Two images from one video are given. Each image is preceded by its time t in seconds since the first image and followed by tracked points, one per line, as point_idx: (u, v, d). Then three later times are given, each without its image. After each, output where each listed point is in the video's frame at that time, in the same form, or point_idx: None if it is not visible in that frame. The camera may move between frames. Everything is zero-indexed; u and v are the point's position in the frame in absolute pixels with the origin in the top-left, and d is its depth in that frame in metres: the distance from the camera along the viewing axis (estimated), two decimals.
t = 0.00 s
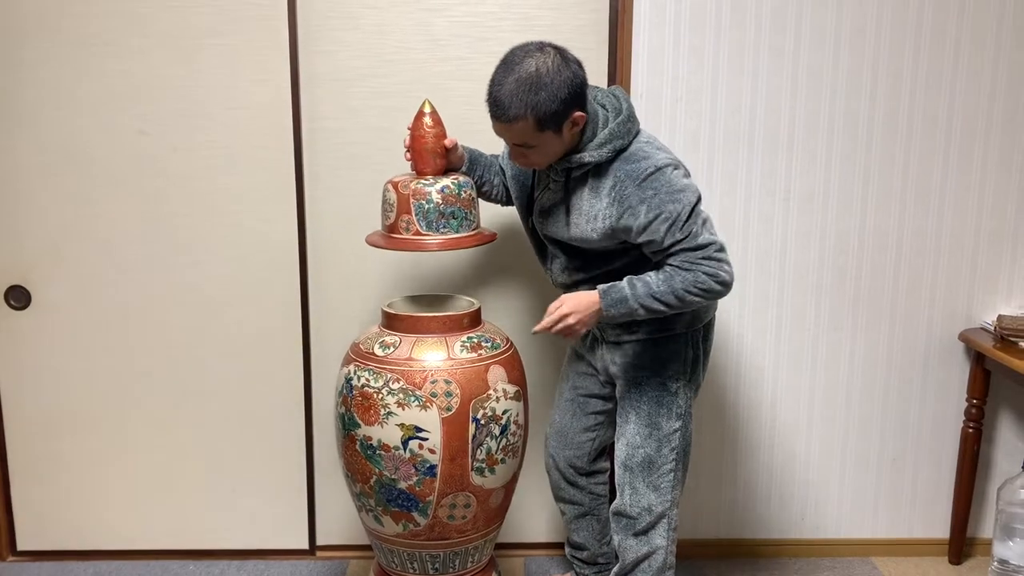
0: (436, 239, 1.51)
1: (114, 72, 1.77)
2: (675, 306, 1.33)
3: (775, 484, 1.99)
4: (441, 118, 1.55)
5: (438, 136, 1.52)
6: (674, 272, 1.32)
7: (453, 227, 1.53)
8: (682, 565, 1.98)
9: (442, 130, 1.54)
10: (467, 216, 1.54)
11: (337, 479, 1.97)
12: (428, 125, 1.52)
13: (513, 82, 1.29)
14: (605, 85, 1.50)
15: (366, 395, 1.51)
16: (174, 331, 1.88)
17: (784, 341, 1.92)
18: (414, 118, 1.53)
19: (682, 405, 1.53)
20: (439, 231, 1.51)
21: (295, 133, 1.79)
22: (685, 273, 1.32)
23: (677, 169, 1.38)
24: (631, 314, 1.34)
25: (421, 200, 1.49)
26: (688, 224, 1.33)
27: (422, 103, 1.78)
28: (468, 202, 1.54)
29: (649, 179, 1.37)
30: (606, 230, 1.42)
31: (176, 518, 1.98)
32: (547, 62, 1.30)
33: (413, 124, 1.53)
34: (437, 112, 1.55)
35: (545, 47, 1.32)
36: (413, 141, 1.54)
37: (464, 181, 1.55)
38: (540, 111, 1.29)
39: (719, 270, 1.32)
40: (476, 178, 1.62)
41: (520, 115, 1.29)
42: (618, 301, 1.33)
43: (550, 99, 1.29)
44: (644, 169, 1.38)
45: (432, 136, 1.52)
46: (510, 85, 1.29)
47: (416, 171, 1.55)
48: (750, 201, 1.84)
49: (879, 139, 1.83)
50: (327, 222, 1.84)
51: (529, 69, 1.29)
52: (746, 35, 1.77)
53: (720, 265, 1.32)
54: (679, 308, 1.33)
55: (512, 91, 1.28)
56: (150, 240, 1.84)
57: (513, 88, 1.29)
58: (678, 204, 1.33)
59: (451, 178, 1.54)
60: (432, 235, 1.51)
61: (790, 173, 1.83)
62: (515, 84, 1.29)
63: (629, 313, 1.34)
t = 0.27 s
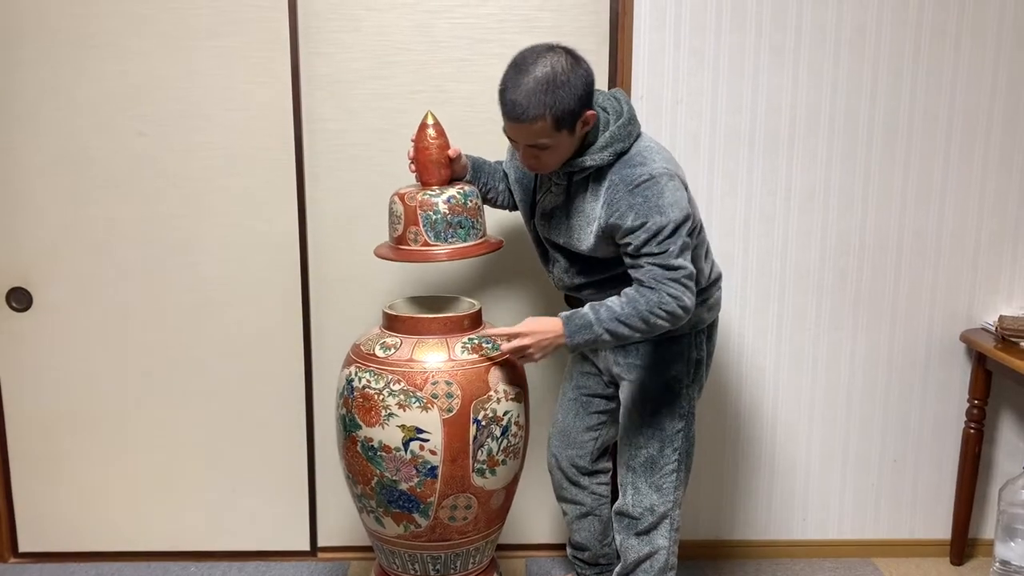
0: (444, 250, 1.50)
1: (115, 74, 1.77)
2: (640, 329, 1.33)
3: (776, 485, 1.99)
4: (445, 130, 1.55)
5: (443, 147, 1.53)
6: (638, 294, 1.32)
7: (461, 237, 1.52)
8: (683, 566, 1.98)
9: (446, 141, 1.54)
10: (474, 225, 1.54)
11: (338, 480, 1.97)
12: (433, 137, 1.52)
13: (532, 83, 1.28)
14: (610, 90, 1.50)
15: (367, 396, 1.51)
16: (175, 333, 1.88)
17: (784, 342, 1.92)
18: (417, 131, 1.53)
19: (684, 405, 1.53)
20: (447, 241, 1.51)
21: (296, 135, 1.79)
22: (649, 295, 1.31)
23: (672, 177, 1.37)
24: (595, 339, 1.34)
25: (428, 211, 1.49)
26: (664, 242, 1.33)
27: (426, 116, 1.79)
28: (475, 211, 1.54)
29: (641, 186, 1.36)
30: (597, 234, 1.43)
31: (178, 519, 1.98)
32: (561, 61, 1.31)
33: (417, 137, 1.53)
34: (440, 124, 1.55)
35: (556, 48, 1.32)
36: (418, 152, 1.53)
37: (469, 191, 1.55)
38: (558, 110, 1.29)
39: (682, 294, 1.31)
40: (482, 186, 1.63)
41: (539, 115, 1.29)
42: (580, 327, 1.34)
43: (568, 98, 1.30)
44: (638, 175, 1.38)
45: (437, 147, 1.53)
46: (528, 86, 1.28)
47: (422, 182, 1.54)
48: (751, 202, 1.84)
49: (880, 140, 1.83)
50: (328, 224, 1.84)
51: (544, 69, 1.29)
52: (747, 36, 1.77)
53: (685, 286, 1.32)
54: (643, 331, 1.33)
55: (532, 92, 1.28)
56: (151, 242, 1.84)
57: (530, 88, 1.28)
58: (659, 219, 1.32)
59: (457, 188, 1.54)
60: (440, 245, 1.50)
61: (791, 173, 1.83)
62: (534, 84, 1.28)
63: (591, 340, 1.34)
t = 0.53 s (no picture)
0: (449, 258, 1.51)
1: (117, 76, 1.77)
2: (630, 335, 1.33)
3: (778, 486, 1.98)
4: (448, 136, 1.55)
5: (447, 154, 1.53)
6: (633, 299, 1.33)
7: (465, 245, 1.53)
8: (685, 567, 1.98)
9: (450, 148, 1.54)
10: (478, 233, 1.54)
11: (340, 481, 1.97)
12: (437, 144, 1.52)
13: (547, 102, 1.26)
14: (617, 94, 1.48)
15: (368, 398, 1.51)
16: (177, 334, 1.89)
17: (786, 343, 1.91)
18: (421, 137, 1.53)
19: (688, 408, 1.53)
20: (451, 250, 1.51)
21: (297, 136, 1.79)
22: (644, 302, 1.32)
23: (678, 189, 1.36)
24: (586, 339, 1.34)
25: (433, 220, 1.49)
26: (664, 253, 1.33)
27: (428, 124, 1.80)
28: (479, 219, 1.54)
29: (648, 198, 1.36)
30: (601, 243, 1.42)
31: (179, 520, 1.98)
32: (575, 77, 1.28)
33: (420, 143, 1.53)
34: (443, 130, 1.54)
35: (568, 62, 1.30)
36: (421, 159, 1.53)
37: (473, 198, 1.55)
38: (575, 128, 1.28)
39: (676, 308, 1.32)
40: (486, 190, 1.62)
41: (556, 135, 1.27)
42: (571, 326, 1.34)
43: (584, 115, 1.28)
44: (645, 186, 1.37)
45: (441, 154, 1.52)
46: (543, 105, 1.26)
47: (426, 190, 1.54)
48: (753, 203, 1.84)
49: (881, 140, 1.83)
50: (329, 225, 1.85)
51: (560, 87, 1.27)
52: (748, 37, 1.77)
53: (679, 298, 1.33)
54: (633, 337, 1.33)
55: (547, 112, 1.26)
56: (153, 243, 1.85)
57: (546, 108, 1.26)
58: (661, 230, 1.32)
59: (461, 195, 1.54)
60: (445, 254, 1.51)
61: (792, 174, 1.83)
62: (549, 103, 1.26)
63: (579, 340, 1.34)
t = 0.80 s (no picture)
0: (451, 264, 1.50)
1: (118, 78, 1.78)
2: (640, 351, 1.34)
3: (779, 487, 1.98)
4: (450, 141, 1.55)
5: (449, 159, 1.52)
6: (642, 316, 1.33)
7: (468, 251, 1.52)
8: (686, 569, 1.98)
9: (452, 153, 1.54)
10: (481, 239, 1.54)
11: (341, 483, 1.97)
12: (439, 149, 1.52)
13: (565, 116, 1.23)
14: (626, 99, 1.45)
15: (370, 399, 1.51)
16: (178, 336, 1.89)
17: (788, 345, 1.91)
18: (423, 142, 1.53)
19: (688, 412, 1.53)
20: (453, 256, 1.51)
21: (298, 138, 1.79)
22: (652, 318, 1.32)
23: (687, 201, 1.34)
24: (596, 358, 1.35)
25: (435, 226, 1.49)
26: (674, 266, 1.32)
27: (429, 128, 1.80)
28: (481, 224, 1.54)
29: (657, 210, 1.34)
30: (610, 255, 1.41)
31: (181, 522, 1.98)
32: (591, 88, 1.25)
33: (422, 148, 1.53)
34: (445, 135, 1.54)
35: (585, 76, 1.27)
36: (423, 164, 1.53)
37: (476, 204, 1.54)
38: (591, 140, 1.25)
39: (685, 318, 1.33)
40: (490, 191, 1.62)
41: (572, 147, 1.24)
42: (581, 348, 1.35)
43: (600, 128, 1.25)
44: (653, 198, 1.35)
45: (443, 159, 1.52)
46: (561, 119, 1.23)
47: (428, 196, 1.54)
48: (754, 204, 1.84)
49: (883, 142, 1.83)
50: (330, 227, 1.85)
51: (575, 98, 1.24)
52: (749, 39, 1.77)
53: (687, 310, 1.33)
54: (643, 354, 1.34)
55: (565, 126, 1.23)
56: (154, 245, 1.85)
57: (563, 119, 1.23)
58: (670, 242, 1.31)
59: (463, 201, 1.53)
60: (447, 260, 1.50)
61: (793, 176, 1.83)
62: (567, 117, 1.23)
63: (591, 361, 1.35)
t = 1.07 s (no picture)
0: (452, 270, 1.51)
1: (119, 78, 1.78)
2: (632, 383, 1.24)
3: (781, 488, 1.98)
4: (452, 143, 1.54)
5: (450, 162, 1.52)
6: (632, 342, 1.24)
7: (469, 256, 1.53)
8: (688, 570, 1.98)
9: (453, 156, 1.53)
10: (483, 243, 1.54)
11: (342, 484, 1.97)
12: (440, 152, 1.51)
13: (582, 134, 1.12)
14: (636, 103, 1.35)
15: (371, 400, 1.51)
16: (179, 336, 1.89)
17: (789, 345, 1.91)
18: (423, 145, 1.52)
19: (687, 419, 1.52)
20: (454, 261, 1.52)
21: (299, 138, 1.79)
22: (642, 344, 1.23)
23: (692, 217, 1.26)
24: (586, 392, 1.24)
25: (435, 232, 1.49)
26: (670, 283, 1.24)
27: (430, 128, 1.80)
28: (484, 229, 1.53)
29: (658, 226, 1.26)
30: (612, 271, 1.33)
31: (182, 522, 1.98)
32: (605, 100, 1.16)
33: (423, 151, 1.52)
34: (446, 137, 1.53)
35: (597, 88, 1.17)
36: (424, 168, 1.53)
37: (478, 208, 1.54)
38: (612, 155, 1.14)
39: (677, 343, 1.23)
40: (495, 190, 1.57)
41: (592, 164, 1.13)
42: (578, 405, 1.22)
43: (620, 141, 1.15)
44: (655, 215, 1.27)
45: (444, 162, 1.52)
46: (578, 138, 1.12)
47: (429, 199, 1.54)
48: (755, 204, 1.84)
49: (884, 140, 1.83)
50: (331, 228, 1.85)
51: (592, 111, 1.13)
52: (750, 38, 1.77)
53: (679, 335, 1.24)
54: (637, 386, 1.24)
55: (583, 144, 1.12)
56: (155, 246, 1.85)
57: (581, 134, 1.12)
58: (668, 259, 1.23)
59: (465, 205, 1.53)
60: (447, 266, 1.51)
61: (794, 175, 1.83)
62: (584, 136, 1.12)
63: (589, 413, 1.23)
